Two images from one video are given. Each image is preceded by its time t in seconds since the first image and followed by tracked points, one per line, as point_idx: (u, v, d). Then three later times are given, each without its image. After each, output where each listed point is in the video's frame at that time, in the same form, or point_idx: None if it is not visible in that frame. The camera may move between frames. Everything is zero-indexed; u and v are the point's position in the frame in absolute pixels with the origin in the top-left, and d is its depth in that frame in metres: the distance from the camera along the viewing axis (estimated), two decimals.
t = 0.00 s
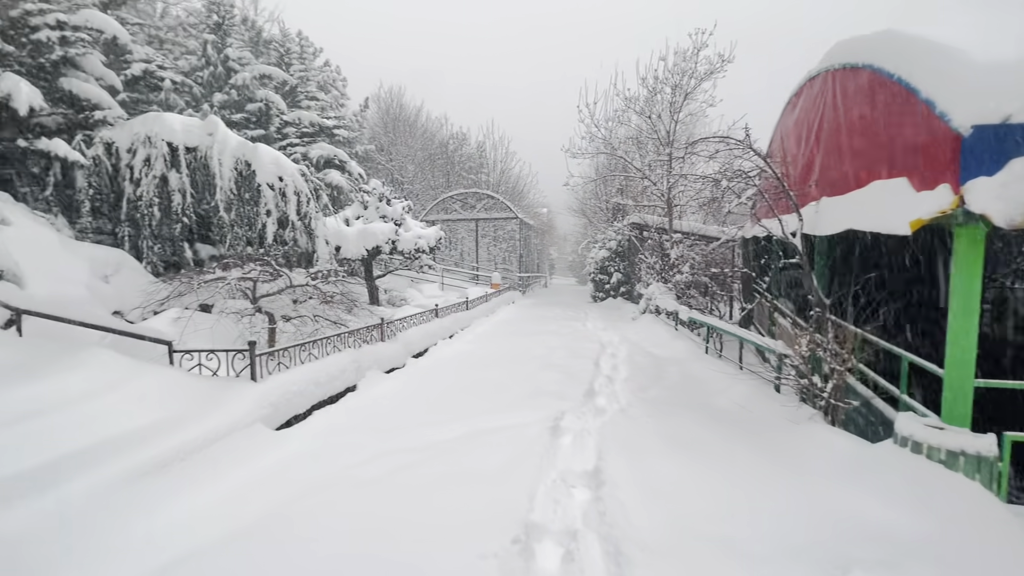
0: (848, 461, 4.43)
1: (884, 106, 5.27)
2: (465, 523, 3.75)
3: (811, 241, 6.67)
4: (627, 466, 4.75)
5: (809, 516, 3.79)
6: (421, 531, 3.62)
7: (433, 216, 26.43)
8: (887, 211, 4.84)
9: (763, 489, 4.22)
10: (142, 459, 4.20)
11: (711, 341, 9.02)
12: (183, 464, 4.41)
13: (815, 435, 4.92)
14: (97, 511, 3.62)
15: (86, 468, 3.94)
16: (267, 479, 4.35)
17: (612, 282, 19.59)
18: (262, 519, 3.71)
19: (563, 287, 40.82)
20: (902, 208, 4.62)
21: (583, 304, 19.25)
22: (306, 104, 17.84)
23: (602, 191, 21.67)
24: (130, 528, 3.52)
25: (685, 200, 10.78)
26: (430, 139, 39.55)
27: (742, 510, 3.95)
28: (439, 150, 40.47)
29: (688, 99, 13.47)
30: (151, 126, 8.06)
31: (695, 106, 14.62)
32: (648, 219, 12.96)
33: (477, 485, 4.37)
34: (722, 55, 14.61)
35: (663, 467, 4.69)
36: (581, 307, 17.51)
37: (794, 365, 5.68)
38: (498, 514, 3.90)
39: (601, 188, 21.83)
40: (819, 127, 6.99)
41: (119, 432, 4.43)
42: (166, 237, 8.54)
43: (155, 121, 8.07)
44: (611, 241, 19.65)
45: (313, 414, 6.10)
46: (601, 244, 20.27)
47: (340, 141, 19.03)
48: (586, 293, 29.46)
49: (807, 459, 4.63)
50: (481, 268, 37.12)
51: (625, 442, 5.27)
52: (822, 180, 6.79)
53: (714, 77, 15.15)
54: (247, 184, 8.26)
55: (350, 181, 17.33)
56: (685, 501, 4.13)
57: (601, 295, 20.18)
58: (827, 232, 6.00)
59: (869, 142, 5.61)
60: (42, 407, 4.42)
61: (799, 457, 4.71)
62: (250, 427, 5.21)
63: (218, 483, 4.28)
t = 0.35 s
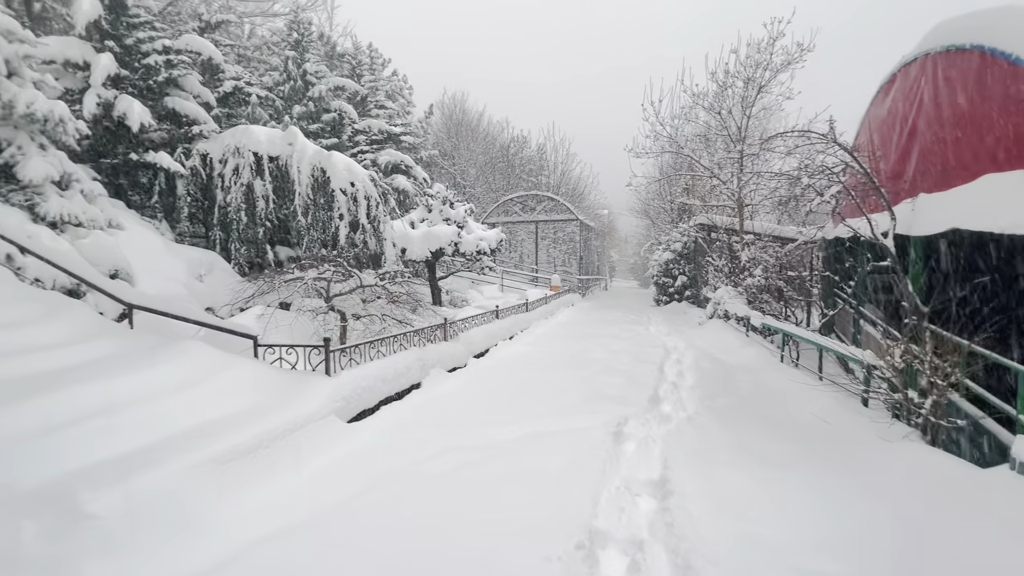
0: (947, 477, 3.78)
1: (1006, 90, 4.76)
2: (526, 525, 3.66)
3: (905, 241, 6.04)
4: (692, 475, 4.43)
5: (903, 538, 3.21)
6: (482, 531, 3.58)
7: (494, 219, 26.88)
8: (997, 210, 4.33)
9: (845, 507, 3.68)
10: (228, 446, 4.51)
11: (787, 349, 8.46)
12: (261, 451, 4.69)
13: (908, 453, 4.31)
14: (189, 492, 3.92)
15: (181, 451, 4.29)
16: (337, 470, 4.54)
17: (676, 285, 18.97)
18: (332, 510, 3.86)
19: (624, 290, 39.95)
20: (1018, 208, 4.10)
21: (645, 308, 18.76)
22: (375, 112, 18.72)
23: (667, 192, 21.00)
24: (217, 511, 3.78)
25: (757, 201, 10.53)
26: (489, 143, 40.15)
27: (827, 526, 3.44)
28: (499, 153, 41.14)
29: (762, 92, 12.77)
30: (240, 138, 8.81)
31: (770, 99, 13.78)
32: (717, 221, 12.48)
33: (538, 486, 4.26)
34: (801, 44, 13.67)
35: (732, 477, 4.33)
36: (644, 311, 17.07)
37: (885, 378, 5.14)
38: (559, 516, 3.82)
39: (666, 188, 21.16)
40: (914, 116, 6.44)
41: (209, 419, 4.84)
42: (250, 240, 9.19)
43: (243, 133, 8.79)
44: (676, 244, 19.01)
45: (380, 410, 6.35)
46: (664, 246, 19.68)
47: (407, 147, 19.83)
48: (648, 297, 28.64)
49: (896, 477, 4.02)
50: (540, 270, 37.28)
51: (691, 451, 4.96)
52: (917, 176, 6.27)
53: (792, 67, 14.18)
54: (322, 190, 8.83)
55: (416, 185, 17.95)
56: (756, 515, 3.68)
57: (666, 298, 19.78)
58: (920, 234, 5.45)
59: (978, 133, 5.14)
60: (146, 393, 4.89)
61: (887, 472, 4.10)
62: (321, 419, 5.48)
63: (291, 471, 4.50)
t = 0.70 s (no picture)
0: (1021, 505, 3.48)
1: None
2: (564, 537, 3.60)
3: (969, 248, 5.65)
4: (738, 493, 4.27)
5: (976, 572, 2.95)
6: (520, 540, 3.54)
7: (528, 225, 27.00)
8: None
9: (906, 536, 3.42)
10: (273, 448, 4.67)
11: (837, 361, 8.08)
12: (305, 453, 4.84)
13: (975, 477, 3.99)
14: (239, 492, 4.07)
15: (231, 451, 4.48)
16: (376, 474, 4.63)
17: (716, 292, 18.48)
18: (372, 514, 3.92)
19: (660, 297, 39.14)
20: None
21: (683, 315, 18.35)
22: (414, 121, 19.17)
23: (706, 196, 20.50)
24: (265, 511, 3.90)
25: (804, 206, 10.19)
26: (524, 148, 40.36)
27: (889, 559, 3.18)
28: (533, 159, 41.34)
29: (809, 94, 12.32)
30: (287, 149, 9.21)
31: (817, 100, 13.27)
32: (760, 226, 12.11)
33: (576, 498, 4.19)
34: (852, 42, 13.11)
35: (781, 496, 4.15)
36: (682, 319, 16.69)
37: (948, 395, 4.82)
38: (597, 529, 3.76)
39: (706, 193, 20.67)
40: (977, 117, 6.08)
41: (256, 421, 5.04)
42: (295, 247, 9.57)
43: (289, 144, 9.21)
44: (715, 250, 18.54)
45: (417, 415, 6.46)
46: (704, 253, 19.22)
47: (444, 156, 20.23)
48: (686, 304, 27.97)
49: (961, 502, 3.73)
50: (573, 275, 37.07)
51: (735, 467, 4.78)
52: (982, 178, 5.87)
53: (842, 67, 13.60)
54: (363, 199, 9.13)
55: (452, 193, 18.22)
56: (808, 540, 3.47)
57: (704, 305, 19.28)
58: (989, 241, 5.07)
59: None
60: (200, 395, 5.13)
61: (953, 499, 3.81)
62: (362, 423, 5.61)
63: (332, 474, 4.62)
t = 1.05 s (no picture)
0: None
1: None
2: (576, 552, 3.58)
3: (987, 260, 5.57)
4: (750, 508, 4.22)
5: None
6: (531, 554, 3.54)
7: (538, 232, 27.05)
8: None
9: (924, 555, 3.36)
10: (286, 457, 4.72)
11: (852, 373, 7.97)
12: (317, 462, 4.88)
13: (996, 495, 3.91)
14: (253, 501, 4.11)
15: (245, 460, 4.54)
16: (387, 486, 4.64)
17: (728, 301, 18.34)
18: (384, 525, 3.93)
19: (671, 305, 38.83)
20: None
21: (694, 324, 18.23)
22: (425, 130, 19.36)
23: (717, 204, 20.41)
24: (278, 520, 3.94)
25: (817, 214, 10.11)
26: (534, 156, 40.49)
27: None
28: (543, 166, 41.48)
29: (821, 102, 12.24)
30: (300, 159, 9.38)
31: (830, 108, 13.18)
32: (772, 235, 12.03)
33: (587, 512, 4.17)
34: (865, 50, 13.02)
35: (796, 512, 4.09)
36: (694, 328, 16.58)
37: (968, 410, 4.72)
38: (610, 543, 3.73)
39: (717, 201, 20.58)
40: (996, 127, 5.99)
41: (269, 430, 5.09)
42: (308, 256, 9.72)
43: (303, 154, 9.38)
44: (727, 258, 18.42)
45: (428, 424, 6.48)
46: (715, 261, 19.12)
47: (455, 164, 20.39)
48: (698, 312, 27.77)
49: (981, 521, 3.65)
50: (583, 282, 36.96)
51: (749, 482, 4.72)
52: (1001, 188, 5.79)
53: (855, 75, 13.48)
54: (374, 208, 9.27)
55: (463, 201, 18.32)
56: (824, 559, 3.42)
57: (716, 314, 19.11)
58: (1009, 252, 4.96)
59: None
60: (214, 403, 5.21)
61: (972, 517, 3.74)
62: (373, 433, 5.65)
63: (344, 484, 4.65)
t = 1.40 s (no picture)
0: None
1: None
2: (566, 557, 3.55)
3: (968, 264, 5.68)
4: (739, 511, 4.23)
5: None
6: (522, 559, 3.51)
7: (529, 237, 27.10)
8: None
9: (910, 556, 3.39)
10: (272, 464, 4.65)
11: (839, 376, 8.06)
12: (304, 469, 4.81)
13: (978, 495, 3.97)
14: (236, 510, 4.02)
15: (231, 467, 4.47)
16: (375, 492, 4.59)
17: (717, 305, 18.51)
18: (373, 532, 3.88)
19: (660, 309, 39.06)
20: None
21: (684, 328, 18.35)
22: (415, 135, 19.36)
23: (706, 209, 20.64)
24: (264, 528, 3.87)
25: (803, 219, 10.26)
26: (524, 161, 40.62)
27: None
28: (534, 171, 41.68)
29: (806, 109, 12.47)
30: (289, 163, 9.33)
31: (814, 116, 13.43)
32: (759, 240, 12.18)
33: (577, 517, 4.15)
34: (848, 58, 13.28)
35: (784, 514, 4.10)
36: (683, 332, 16.68)
37: (952, 412, 4.80)
38: (600, 547, 3.71)
39: (705, 206, 20.81)
40: (974, 135, 6.14)
41: (255, 437, 5.02)
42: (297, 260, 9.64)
43: (292, 158, 9.34)
44: (715, 262, 18.61)
45: (418, 430, 6.44)
46: (704, 265, 19.30)
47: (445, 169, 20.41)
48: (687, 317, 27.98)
49: (964, 521, 3.71)
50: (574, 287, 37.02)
51: (738, 484, 4.73)
52: (980, 194, 5.92)
53: (838, 82, 13.71)
54: (364, 212, 9.24)
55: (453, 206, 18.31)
56: (812, 560, 3.43)
57: (705, 319, 19.24)
58: (988, 256, 5.07)
59: None
60: (199, 409, 5.12)
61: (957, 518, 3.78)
62: (362, 439, 5.59)
63: (332, 491, 4.59)
